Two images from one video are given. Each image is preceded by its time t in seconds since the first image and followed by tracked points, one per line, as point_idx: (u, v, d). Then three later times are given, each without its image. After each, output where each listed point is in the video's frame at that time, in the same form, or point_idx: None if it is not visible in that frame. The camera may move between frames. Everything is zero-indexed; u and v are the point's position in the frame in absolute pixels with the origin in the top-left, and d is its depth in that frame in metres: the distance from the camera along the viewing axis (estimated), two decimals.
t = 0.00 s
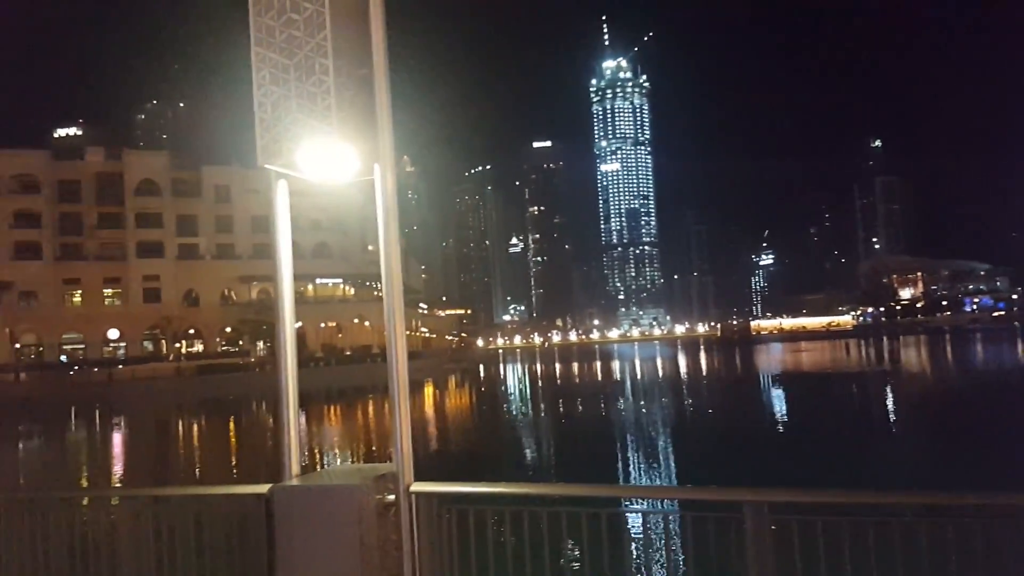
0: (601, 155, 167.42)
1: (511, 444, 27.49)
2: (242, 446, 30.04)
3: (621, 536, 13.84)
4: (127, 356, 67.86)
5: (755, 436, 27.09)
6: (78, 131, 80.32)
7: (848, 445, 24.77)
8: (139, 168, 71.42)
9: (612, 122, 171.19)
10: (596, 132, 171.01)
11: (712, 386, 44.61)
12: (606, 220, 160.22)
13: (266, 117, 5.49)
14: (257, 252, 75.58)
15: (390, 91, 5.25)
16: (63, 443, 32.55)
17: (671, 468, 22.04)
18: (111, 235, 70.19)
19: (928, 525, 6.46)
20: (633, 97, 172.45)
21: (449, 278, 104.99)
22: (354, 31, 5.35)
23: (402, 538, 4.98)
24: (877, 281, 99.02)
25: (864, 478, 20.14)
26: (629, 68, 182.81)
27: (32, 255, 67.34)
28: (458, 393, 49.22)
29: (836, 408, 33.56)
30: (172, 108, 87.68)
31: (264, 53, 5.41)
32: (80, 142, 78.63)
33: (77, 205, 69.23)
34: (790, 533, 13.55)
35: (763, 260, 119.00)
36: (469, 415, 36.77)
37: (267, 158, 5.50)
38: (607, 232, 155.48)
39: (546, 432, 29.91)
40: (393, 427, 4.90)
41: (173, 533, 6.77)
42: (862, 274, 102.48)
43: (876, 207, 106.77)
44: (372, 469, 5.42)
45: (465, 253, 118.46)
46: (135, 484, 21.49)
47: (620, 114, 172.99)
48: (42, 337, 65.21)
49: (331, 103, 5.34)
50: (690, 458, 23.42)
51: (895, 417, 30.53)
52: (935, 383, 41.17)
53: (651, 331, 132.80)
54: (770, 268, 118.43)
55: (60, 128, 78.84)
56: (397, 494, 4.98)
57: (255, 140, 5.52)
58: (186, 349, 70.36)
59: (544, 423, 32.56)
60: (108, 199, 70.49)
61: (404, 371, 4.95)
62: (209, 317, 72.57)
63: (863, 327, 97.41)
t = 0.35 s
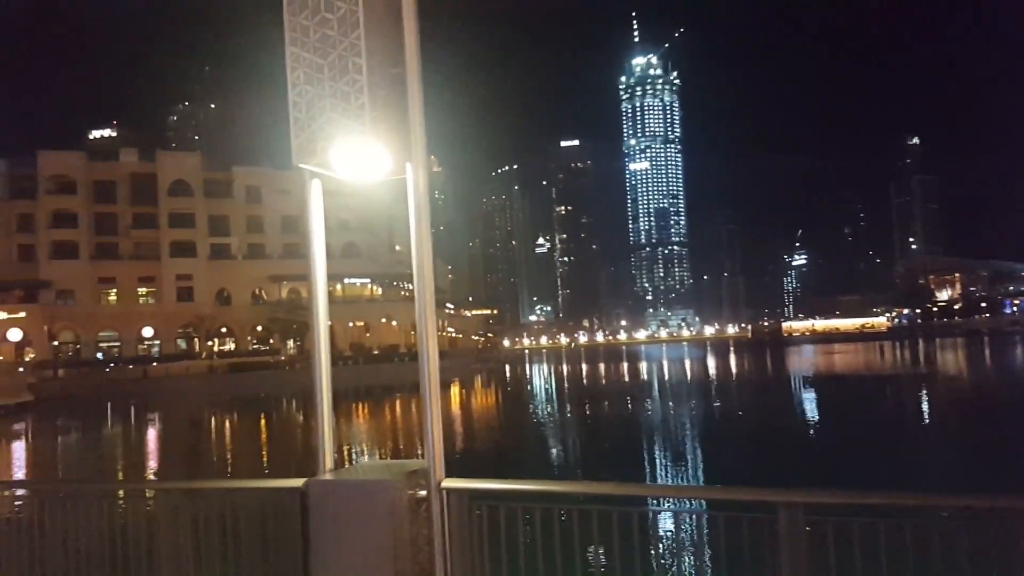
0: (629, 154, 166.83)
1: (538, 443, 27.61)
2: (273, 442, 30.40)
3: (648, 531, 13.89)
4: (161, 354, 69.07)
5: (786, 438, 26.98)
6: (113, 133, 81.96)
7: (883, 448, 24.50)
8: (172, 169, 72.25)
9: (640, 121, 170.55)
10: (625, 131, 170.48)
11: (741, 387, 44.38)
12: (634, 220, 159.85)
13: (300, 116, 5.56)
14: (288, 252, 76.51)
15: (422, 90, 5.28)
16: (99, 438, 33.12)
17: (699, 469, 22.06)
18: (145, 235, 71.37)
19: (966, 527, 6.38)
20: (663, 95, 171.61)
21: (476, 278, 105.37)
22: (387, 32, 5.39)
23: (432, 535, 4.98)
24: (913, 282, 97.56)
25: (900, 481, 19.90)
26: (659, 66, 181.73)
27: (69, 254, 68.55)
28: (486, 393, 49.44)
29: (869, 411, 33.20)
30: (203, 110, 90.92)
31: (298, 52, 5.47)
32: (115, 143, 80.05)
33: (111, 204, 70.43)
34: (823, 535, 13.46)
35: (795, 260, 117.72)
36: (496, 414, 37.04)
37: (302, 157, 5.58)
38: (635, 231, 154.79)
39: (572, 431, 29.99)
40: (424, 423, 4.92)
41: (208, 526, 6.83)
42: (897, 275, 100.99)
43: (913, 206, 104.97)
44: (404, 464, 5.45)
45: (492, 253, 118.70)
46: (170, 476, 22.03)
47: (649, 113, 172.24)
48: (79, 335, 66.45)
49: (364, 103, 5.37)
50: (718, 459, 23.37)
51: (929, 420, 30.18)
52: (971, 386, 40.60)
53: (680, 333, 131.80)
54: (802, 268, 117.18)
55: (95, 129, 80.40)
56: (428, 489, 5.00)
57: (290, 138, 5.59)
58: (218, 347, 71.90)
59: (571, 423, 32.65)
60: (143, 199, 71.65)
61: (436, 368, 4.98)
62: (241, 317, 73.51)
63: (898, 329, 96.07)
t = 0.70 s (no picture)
0: (645, 155, 166.64)
1: (551, 446, 27.66)
2: (290, 443, 30.43)
3: (663, 533, 13.80)
4: (179, 357, 69.87)
5: (803, 441, 26.75)
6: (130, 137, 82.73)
7: (903, 452, 24.27)
8: (188, 173, 72.57)
9: (656, 121, 170.23)
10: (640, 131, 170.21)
11: (758, 390, 44.28)
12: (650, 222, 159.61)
13: (323, 120, 5.58)
14: (304, 255, 76.75)
15: (443, 93, 5.29)
16: (119, 439, 33.39)
17: (714, 472, 21.97)
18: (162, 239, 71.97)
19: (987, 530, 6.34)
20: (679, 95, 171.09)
21: (490, 280, 105.57)
22: (409, 34, 5.38)
23: (455, 535, 4.99)
24: (932, 284, 96.53)
25: (920, 485, 19.70)
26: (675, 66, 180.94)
27: (88, 257, 69.32)
28: (501, 395, 49.45)
29: (889, 414, 32.80)
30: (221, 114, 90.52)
31: (321, 57, 5.49)
32: (133, 147, 80.71)
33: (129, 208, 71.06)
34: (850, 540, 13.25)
35: (813, 262, 116.81)
36: (510, 416, 37.31)
37: (325, 160, 5.61)
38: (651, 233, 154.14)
39: (586, 434, 30.03)
40: (447, 422, 4.95)
41: (228, 526, 6.86)
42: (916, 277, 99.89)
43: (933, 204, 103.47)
44: (426, 465, 5.48)
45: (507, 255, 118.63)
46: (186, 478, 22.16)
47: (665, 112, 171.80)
48: (99, 338, 67.58)
49: (385, 105, 5.33)
50: (733, 462, 23.33)
51: (949, 424, 29.91)
52: (991, 389, 40.26)
53: (696, 335, 131.13)
54: (820, 270, 116.35)
55: (113, 133, 81.19)
56: (450, 490, 5.03)
57: (312, 141, 5.63)
58: (235, 350, 72.15)
59: (586, 425, 32.60)
60: (160, 203, 72.24)
61: (457, 370, 5.00)
62: (259, 319, 74.22)
63: (917, 331, 95.18)
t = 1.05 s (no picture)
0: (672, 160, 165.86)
1: (579, 454, 27.44)
2: (319, 452, 30.35)
3: (693, 543, 13.60)
4: (208, 365, 70.33)
5: (837, 449, 26.34)
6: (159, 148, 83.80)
7: (943, 460, 23.76)
8: (218, 182, 73.63)
9: (684, 125, 169.46)
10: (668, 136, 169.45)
11: (791, 397, 43.62)
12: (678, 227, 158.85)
13: (359, 128, 5.56)
14: (333, 263, 77.15)
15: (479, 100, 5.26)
16: (150, 447, 33.56)
17: (746, 481, 21.62)
18: (192, 247, 73.03)
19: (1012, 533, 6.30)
20: (707, 99, 170.10)
21: (516, 287, 105.45)
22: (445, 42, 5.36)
23: (493, 543, 4.97)
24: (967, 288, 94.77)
25: (962, 495, 19.23)
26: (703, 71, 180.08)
27: (119, 267, 70.77)
28: (529, 403, 49.12)
29: (928, 421, 32.12)
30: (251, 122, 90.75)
31: (356, 65, 5.47)
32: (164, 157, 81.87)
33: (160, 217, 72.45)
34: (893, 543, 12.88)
35: (844, 266, 115.30)
36: (538, 424, 37.11)
37: (361, 168, 5.60)
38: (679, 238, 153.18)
39: (616, 442, 29.74)
40: (482, 431, 4.95)
41: (260, 534, 6.87)
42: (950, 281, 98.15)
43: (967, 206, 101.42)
44: (462, 473, 5.48)
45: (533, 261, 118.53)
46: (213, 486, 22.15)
47: (692, 117, 170.84)
48: (129, 346, 68.69)
49: (422, 111, 5.32)
50: (765, 471, 22.97)
51: (989, 431, 29.25)
52: None
53: (726, 342, 129.46)
54: (852, 274, 114.72)
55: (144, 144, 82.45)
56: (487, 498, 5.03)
57: (349, 149, 5.61)
58: (264, 357, 72.65)
59: (615, 433, 32.43)
60: (190, 212, 73.32)
61: (494, 378, 5.00)
62: (287, 328, 74.23)
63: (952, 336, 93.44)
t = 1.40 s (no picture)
0: (700, 164, 164.98)
1: (609, 459, 27.47)
2: (349, 457, 30.69)
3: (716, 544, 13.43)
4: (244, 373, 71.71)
5: (871, 453, 26.17)
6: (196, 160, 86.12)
7: (981, 465, 23.42)
8: (255, 195, 74.09)
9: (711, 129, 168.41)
10: (695, 141, 168.57)
11: (822, 401, 43.45)
12: (707, 232, 157.98)
13: (401, 142, 5.70)
14: (364, 272, 77.97)
15: (516, 111, 5.35)
16: (187, 452, 34.18)
17: (775, 486, 21.54)
18: (229, 258, 74.09)
19: None
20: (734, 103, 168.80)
21: (545, 293, 105.62)
22: (483, 56, 5.47)
23: (533, 551, 5.02)
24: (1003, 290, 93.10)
25: (1001, 501, 18.94)
26: (730, 74, 179.35)
27: (158, 278, 71.53)
28: (557, 407, 49.40)
29: (959, 425, 31.93)
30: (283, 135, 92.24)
31: (397, 79, 5.61)
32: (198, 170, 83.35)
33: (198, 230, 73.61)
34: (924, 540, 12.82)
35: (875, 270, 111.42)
36: (568, 429, 37.38)
37: (404, 179, 5.72)
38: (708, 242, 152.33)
39: (646, 447, 29.82)
40: (523, 436, 5.01)
41: (305, 535, 6.90)
42: (985, 283, 96.44)
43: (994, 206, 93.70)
44: (503, 479, 5.52)
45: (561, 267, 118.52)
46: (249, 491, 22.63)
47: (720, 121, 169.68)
48: (169, 356, 70.51)
49: (461, 125, 5.43)
50: (797, 477, 22.75)
51: None
52: None
53: (757, 346, 130.87)
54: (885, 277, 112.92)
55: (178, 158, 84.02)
56: (530, 503, 5.08)
57: (390, 161, 5.75)
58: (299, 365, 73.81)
59: (645, 437, 32.49)
60: (225, 223, 74.45)
61: (532, 384, 5.06)
62: (321, 336, 75.47)
63: (988, 339, 91.88)
